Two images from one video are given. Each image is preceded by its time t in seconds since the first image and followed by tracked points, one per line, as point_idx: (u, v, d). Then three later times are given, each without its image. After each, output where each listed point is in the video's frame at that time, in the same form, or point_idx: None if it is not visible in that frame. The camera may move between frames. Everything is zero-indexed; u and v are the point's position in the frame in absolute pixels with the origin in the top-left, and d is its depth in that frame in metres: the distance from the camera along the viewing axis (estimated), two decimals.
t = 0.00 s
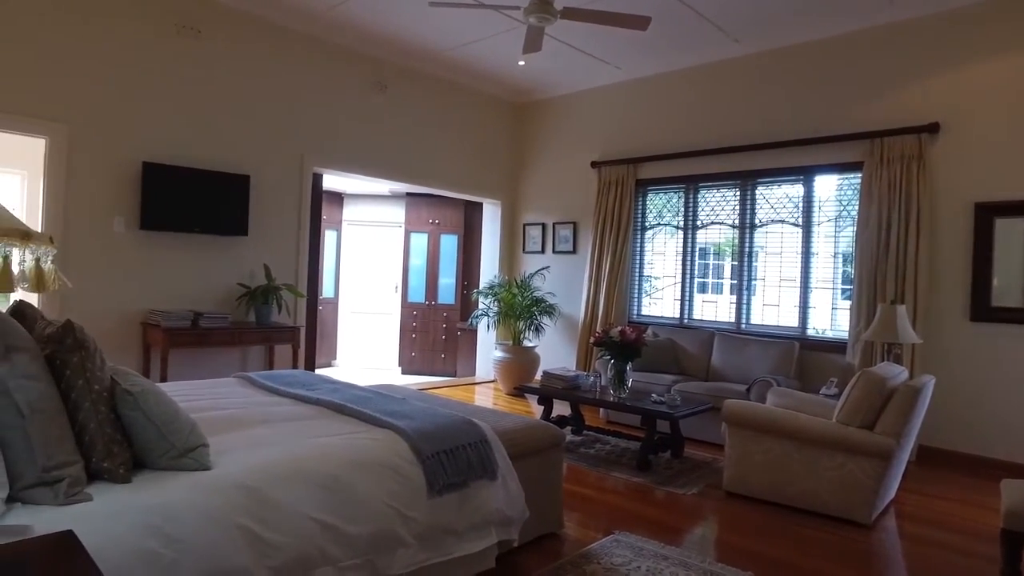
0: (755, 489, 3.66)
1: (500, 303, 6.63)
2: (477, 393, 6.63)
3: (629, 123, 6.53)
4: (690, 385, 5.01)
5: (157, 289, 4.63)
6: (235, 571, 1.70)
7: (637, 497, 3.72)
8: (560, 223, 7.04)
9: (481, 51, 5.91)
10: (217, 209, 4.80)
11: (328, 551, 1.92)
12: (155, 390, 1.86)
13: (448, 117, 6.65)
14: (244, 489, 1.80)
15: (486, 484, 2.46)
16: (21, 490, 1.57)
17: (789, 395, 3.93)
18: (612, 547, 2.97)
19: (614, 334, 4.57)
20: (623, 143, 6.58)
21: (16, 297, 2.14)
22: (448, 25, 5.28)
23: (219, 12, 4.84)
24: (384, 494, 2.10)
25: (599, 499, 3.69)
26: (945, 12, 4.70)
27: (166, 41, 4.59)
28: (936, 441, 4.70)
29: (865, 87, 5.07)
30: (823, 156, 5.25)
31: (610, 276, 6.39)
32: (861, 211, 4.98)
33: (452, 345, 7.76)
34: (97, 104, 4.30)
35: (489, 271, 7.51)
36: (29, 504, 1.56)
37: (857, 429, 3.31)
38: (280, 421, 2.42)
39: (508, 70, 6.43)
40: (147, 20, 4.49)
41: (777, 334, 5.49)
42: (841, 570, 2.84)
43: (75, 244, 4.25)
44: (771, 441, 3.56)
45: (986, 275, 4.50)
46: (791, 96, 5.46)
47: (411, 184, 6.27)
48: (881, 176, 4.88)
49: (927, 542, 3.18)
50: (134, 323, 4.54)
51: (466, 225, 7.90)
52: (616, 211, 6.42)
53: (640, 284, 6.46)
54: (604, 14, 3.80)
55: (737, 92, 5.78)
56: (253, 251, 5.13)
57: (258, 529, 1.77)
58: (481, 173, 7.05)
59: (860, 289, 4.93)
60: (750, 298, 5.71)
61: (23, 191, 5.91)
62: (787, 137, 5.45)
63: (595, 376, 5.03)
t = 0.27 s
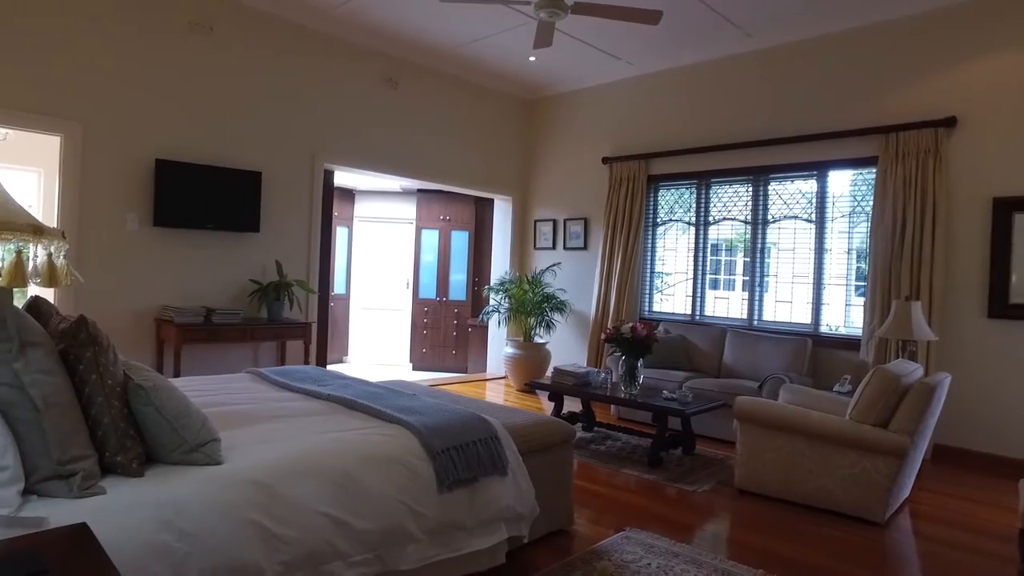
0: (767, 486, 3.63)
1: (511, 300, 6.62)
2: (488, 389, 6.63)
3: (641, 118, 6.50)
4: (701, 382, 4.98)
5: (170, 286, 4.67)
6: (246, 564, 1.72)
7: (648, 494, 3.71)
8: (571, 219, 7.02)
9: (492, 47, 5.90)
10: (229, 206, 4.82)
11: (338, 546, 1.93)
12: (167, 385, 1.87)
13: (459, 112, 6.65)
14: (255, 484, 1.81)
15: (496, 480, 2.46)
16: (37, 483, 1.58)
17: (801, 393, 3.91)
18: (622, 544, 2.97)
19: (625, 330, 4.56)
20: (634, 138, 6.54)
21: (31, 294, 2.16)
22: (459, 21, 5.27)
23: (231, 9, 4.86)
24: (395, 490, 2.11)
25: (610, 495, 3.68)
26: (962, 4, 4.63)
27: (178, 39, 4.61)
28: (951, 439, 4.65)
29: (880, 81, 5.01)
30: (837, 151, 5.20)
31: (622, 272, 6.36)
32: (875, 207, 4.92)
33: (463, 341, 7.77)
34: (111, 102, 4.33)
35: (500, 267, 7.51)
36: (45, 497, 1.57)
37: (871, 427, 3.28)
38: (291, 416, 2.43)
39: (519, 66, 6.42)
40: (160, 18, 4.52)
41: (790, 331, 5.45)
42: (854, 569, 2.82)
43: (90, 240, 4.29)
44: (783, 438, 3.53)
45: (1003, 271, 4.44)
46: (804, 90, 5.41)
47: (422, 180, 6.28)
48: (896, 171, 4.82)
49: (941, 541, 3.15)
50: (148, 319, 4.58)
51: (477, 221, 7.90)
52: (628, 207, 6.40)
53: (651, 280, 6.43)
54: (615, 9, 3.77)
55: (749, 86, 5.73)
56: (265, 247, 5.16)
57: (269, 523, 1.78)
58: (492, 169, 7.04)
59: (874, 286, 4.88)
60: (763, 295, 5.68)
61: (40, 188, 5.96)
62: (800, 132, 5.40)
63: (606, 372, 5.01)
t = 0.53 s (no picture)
0: (781, 486, 3.60)
1: (523, 297, 6.60)
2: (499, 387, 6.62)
3: (654, 114, 6.45)
4: (714, 380, 4.95)
5: (184, 283, 4.69)
6: (258, 563, 1.72)
7: (660, 493, 3.69)
8: (583, 215, 6.98)
9: (504, 43, 5.88)
10: (242, 203, 4.84)
11: (350, 545, 1.93)
12: (179, 383, 1.87)
13: (471, 109, 6.63)
14: (267, 482, 1.81)
15: (508, 479, 2.45)
16: (51, 481, 1.58)
17: (817, 392, 3.88)
18: (634, 544, 2.95)
19: (637, 328, 4.53)
20: (647, 135, 6.50)
21: (46, 294, 2.18)
22: (471, 18, 5.25)
23: (244, 7, 4.87)
24: (406, 489, 2.10)
25: (622, 494, 3.66)
26: None
27: (191, 37, 4.63)
28: (969, 439, 4.59)
29: (897, 75, 4.94)
30: (853, 147, 5.13)
31: (634, 269, 6.32)
32: (892, 203, 4.86)
33: (475, 338, 7.77)
34: (125, 100, 4.35)
35: (511, 264, 7.49)
36: (59, 495, 1.57)
37: (888, 427, 3.24)
38: (303, 414, 2.44)
39: (531, 62, 6.39)
40: (173, 15, 4.54)
41: (804, 329, 5.40)
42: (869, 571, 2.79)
43: (106, 238, 4.32)
44: (798, 438, 3.50)
45: None
46: (820, 85, 5.34)
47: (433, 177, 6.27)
48: (913, 167, 4.75)
49: (959, 544, 3.11)
50: (161, 316, 4.61)
51: (489, 218, 7.88)
52: (640, 204, 6.35)
53: (664, 278, 6.39)
54: (628, 4, 3.74)
55: (764, 82, 5.67)
56: (277, 244, 5.18)
57: (281, 522, 1.78)
58: (504, 166, 7.02)
59: (890, 283, 4.82)
60: (776, 292, 5.62)
61: (56, 187, 6.00)
62: (816, 128, 5.34)
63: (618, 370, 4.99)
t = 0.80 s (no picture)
0: (798, 490, 3.55)
1: (536, 296, 6.56)
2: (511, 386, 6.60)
3: (668, 112, 6.39)
4: (728, 381, 4.89)
5: (197, 282, 4.71)
6: (270, 568, 1.70)
7: (675, 496, 3.65)
8: (596, 214, 6.94)
9: (516, 42, 5.84)
10: (255, 202, 4.84)
11: (362, 550, 1.91)
12: (191, 386, 1.85)
13: (483, 108, 6.60)
14: (279, 487, 1.80)
15: (523, 483, 2.42)
16: (64, 485, 1.57)
17: (834, 394, 3.82)
18: (649, 548, 2.91)
19: (651, 328, 4.48)
20: (661, 133, 6.44)
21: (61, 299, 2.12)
22: (484, 16, 5.22)
23: (256, 6, 4.87)
24: (419, 493, 2.08)
25: (636, 497, 3.62)
26: None
27: (205, 37, 4.64)
28: (990, 442, 4.51)
29: (917, 72, 4.86)
30: (871, 145, 5.05)
31: (647, 268, 6.27)
32: (911, 202, 4.78)
33: (487, 337, 7.76)
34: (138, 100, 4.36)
35: (524, 263, 7.45)
36: (72, 499, 1.56)
37: (908, 431, 3.18)
38: (315, 417, 2.42)
39: (544, 60, 6.35)
40: (185, 15, 4.54)
41: (820, 329, 5.33)
42: None
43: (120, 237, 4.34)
44: (815, 441, 3.44)
45: None
46: (837, 82, 5.26)
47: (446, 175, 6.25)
48: (933, 165, 4.67)
49: (981, 550, 3.04)
50: (175, 315, 4.62)
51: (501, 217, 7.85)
52: (653, 202, 6.30)
53: (677, 277, 6.33)
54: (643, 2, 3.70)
55: (780, 79, 5.60)
56: (290, 243, 5.18)
57: (293, 527, 1.77)
58: (516, 165, 6.99)
59: (909, 283, 4.74)
60: (792, 292, 5.55)
61: (72, 186, 6.04)
62: (832, 126, 5.26)
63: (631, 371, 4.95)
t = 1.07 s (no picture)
0: (824, 495, 3.46)
1: (553, 295, 6.50)
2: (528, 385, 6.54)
3: (687, 108, 6.28)
4: (749, 382, 4.80)
5: (214, 281, 4.70)
6: None
7: (695, 500, 3.57)
8: (613, 212, 6.86)
9: (533, 38, 5.77)
10: (271, 201, 4.83)
11: (377, 556, 1.86)
12: (203, 388, 1.82)
13: (499, 105, 6.54)
14: (293, 491, 1.75)
15: (541, 488, 2.36)
16: (75, 489, 1.53)
17: (857, 396, 3.71)
18: (670, 554, 2.84)
19: (671, 328, 4.40)
20: (679, 130, 6.34)
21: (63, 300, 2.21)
22: (500, 11, 5.15)
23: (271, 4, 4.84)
24: (435, 497, 2.03)
25: (655, 500, 3.54)
26: None
27: (220, 35, 4.62)
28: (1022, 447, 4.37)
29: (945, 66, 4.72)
30: (897, 140, 4.92)
31: (665, 267, 6.18)
32: (939, 199, 4.64)
33: (503, 336, 7.72)
34: (154, 99, 4.36)
35: (540, 262, 7.39)
36: (83, 503, 1.53)
37: (939, 436, 3.08)
38: (329, 419, 2.37)
39: (560, 56, 6.28)
40: (201, 13, 4.52)
41: (843, 329, 5.21)
42: None
43: (137, 236, 4.34)
44: (841, 445, 3.35)
45: None
46: (862, 76, 5.13)
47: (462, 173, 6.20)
48: (962, 161, 4.53)
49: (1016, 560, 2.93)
50: (191, 314, 4.62)
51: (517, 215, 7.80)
52: (672, 200, 6.21)
53: (696, 276, 6.23)
54: None
55: (802, 74, 5.48)
56: (306, 242, 5.16)
57: (307, 533, 1.72)
58: (533, 162, 6.93)
59: (937, 283, 4.61)
60: (814, 291, 5.43)
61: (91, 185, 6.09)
62: (857, 121, 5.13)
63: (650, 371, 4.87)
